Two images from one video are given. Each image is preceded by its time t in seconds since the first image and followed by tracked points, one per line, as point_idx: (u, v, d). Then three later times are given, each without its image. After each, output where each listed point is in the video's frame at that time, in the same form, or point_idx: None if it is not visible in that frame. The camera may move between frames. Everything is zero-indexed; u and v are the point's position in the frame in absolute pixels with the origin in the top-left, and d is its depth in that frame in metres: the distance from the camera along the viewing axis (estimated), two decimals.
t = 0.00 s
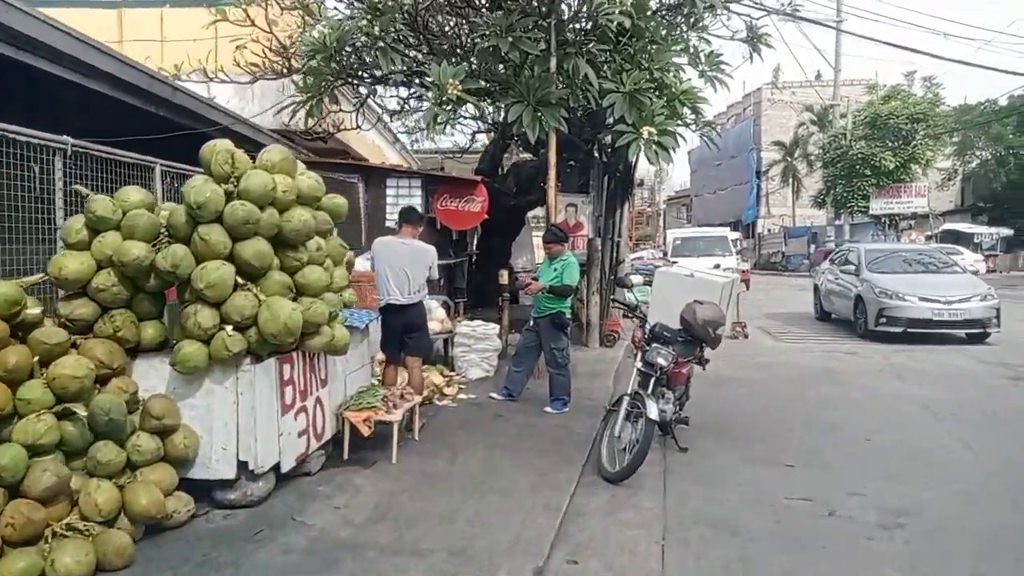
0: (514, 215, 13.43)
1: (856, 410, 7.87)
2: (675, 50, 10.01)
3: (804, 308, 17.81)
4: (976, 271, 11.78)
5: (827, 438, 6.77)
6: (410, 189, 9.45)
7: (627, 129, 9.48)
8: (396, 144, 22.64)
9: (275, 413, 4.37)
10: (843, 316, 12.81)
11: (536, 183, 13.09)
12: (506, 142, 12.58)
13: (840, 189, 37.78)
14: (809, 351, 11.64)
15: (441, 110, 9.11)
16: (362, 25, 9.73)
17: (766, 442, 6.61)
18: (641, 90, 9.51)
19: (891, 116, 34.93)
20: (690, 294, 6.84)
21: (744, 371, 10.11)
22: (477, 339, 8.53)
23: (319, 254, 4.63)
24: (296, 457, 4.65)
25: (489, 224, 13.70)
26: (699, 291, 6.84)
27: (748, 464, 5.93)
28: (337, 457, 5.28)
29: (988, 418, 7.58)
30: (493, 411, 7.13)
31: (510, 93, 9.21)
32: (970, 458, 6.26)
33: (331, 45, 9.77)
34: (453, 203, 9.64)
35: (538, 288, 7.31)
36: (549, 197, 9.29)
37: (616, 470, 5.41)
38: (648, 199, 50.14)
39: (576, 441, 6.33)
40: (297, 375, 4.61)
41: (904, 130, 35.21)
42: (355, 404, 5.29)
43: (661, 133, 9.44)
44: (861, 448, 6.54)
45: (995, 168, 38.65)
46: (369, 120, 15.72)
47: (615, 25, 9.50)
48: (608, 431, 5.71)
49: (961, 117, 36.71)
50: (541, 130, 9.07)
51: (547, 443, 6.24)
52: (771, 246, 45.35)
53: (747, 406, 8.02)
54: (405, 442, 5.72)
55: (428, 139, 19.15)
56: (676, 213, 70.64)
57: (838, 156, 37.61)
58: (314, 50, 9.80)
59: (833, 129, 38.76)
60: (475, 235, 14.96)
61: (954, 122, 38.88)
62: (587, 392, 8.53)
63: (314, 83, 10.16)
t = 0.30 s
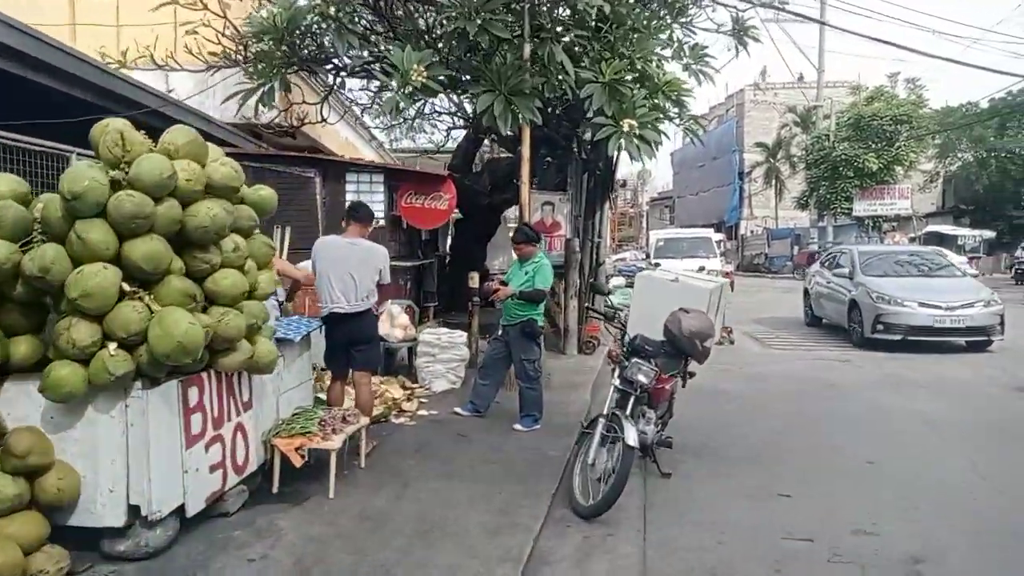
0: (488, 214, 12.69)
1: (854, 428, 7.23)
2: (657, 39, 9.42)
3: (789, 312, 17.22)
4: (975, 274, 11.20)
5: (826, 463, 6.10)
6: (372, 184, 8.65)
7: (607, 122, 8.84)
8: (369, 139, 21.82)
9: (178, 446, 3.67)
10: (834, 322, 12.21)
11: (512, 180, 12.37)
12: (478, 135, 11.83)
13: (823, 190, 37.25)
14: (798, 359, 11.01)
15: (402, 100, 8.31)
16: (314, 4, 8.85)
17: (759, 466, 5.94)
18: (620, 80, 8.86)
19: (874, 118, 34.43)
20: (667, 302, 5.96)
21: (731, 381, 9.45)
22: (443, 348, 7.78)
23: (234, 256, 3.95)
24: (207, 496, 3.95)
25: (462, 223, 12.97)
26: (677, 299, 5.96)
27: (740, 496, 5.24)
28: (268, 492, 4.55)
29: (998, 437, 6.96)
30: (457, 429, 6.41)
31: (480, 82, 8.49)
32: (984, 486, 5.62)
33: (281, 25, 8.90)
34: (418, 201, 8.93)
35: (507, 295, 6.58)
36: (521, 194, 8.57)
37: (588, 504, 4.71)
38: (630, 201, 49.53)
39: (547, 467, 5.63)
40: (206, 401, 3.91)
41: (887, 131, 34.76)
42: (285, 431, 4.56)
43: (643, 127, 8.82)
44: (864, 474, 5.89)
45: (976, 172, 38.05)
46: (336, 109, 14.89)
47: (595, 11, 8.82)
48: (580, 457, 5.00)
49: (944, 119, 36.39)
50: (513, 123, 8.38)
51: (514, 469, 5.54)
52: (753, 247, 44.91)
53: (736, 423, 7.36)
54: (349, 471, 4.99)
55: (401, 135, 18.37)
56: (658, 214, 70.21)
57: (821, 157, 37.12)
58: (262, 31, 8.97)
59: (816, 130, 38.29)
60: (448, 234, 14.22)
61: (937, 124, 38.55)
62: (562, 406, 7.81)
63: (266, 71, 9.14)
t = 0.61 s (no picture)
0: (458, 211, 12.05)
1: (846, 443, 6.67)
2: (635, 27, 8.83)
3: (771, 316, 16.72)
4: (970, 277, 10.73)
5: (817, 486, 5.54)
6: (329, 177, 7.99)
7: (581, 115, 8.24)
8: (341, 135, 21.10)
9: (51, 485, 3.02)
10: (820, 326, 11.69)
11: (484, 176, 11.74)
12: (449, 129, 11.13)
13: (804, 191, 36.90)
14: (782, 365, 10.48)
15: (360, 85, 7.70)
16: None
17: (744, 489, 5.37)
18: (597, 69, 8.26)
19: (855, 117, 34.12)
20: (645, 307, 5.34)
21: (712, 390, 8.90)
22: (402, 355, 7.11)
23: (127, 257, 3.32)
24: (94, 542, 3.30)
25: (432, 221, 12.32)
26: (655, 303, 5.34)
27: (724, 528, 4.67)
28: (179, 529, 3.91)
29: (999, 455, 6.42)
30: (410, 448, 5.78)
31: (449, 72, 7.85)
32: (992, 514, 5.08)
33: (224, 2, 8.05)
34: (377, 196, 8.31)
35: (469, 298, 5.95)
36: (490, 191, 7.95)
37: (551, 540, 4.12)
38: (610, 201, 49.00)
39: (509, 492, 5.02)
40: (92, 428, 3.27)
41: (868, 132, 34.35)
42: (198, 459, 3.94)
43: (619, 120, 8.21)
44: (859, 499, 5.32)
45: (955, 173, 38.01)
46: (298, 99, 14.14)
47: None
48: (543, 485, 4.41)
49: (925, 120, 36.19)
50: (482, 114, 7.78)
51: (472, 496, 4.92)
52: (733, 247, 44.55)
53: (719, 438, 6.78)
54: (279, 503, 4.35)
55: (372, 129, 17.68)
56: (638, 214, 69.83)
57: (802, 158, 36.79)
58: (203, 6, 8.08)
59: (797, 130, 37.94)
60: (418, 232, 13.56)
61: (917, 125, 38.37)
62: (530, 418, 7.20)
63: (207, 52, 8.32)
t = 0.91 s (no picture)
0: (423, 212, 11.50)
1: (829, 462, 6.21)
2: (607, 15, 8.30)
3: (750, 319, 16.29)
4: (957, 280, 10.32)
5: (799, 514, 5.06)
6: (275, 172, 7.38)
7: (550, 107, 7.75)
8: (311, 133, 20.47)
9: None
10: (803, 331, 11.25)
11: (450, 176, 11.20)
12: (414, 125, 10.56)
13: (781, 192, 36.61)
14: (761, 373, 10.02)
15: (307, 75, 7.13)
16: None
17: (719, 519, 4.88)
18: (564, 59, 7.69)
19: (832, 118, 33.88)
20: (611, 316, 4.83)
21: (687, 400, 8.42)
22: (351, 369, 6.56)
23: None
24: None
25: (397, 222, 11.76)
26: (622, 313, 4.83)
27: (698, 567, 4.17)
28: None
29: (993, 473, 5.98)
30: (352, 474, 5.24)
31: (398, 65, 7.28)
32: (990, 545, 4.62)
33: None
34: (328, 195, 7.72)
35: (421, 307, 5.36)
36: (451, 189, 7.42)
37: None
38: (588, 202, 48.59)
39: (459, 525, 4.49)
40: None
41: (845, 133, 34.04)
42: (87, 501, 3.36)
43: (590, 113, 7.76)
44: (843, 528, 4.85)
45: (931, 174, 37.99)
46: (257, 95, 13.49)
47: None
48: (493, 520, 3.89)
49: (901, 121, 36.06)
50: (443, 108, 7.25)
51: (417, 530, 4.39)
52: (711, 249, 44.29)
53: (693, 457, 6.30)
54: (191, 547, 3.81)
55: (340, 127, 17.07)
56: (617, 215, 69.55)
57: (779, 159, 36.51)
58: None
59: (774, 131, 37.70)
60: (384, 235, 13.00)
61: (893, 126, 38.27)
62: (492, 435, 6.68)
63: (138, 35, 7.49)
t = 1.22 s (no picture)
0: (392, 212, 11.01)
1: (813, 477, 5.81)
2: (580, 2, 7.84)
3: (731, 322, 15.92)
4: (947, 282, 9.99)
5: (784, 540, 4.63)
6: (221, 169, 6.88)
7: (518, 99, 7.27)
8: (281, 132, 19.92)
9: None
10: (788, 335, 10.85)
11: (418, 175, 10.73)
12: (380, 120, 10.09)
13: (761, 193, 36.39)
14: (742, 379, 9.63)
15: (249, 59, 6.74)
16: None
17: (697, 549, 4.44)
18: (534, 47, 7.26)
19: (811, 118, 33.69)
20: (577, 325, 4.39)
21: (664, 410, 8.00)
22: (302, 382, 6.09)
23: None
24: None
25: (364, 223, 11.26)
26: (590, 322, 4.38)
27: None
28: None
29: (987, 488, 5.59)
30: (295, 501, 4.78)
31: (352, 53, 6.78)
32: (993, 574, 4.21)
33: None
34: (281, 192, 7.19)
35: (374, 314, 4.79)
36: (410, 185, 6.95)
37: None
38: (568, 202, 48.19)
39: (408, 561, 4.02)
40: None
41: (824, 133, 33.69)
42: None
43: (561, 105, 7.31)
44: (831, 556, 4.44)
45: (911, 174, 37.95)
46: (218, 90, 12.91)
47: None
48: (439, 560, 3.44)
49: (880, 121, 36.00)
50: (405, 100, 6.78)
51: (359, 568, 3.91)
52: (691, 250, 44.06)
53: (669, 475, 5.88)
54: None
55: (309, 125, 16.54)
56: (598, 216, 69.25)
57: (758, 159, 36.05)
58: None
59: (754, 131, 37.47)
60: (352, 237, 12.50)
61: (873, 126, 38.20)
62: (454, 451, 6.20)
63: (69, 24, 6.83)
